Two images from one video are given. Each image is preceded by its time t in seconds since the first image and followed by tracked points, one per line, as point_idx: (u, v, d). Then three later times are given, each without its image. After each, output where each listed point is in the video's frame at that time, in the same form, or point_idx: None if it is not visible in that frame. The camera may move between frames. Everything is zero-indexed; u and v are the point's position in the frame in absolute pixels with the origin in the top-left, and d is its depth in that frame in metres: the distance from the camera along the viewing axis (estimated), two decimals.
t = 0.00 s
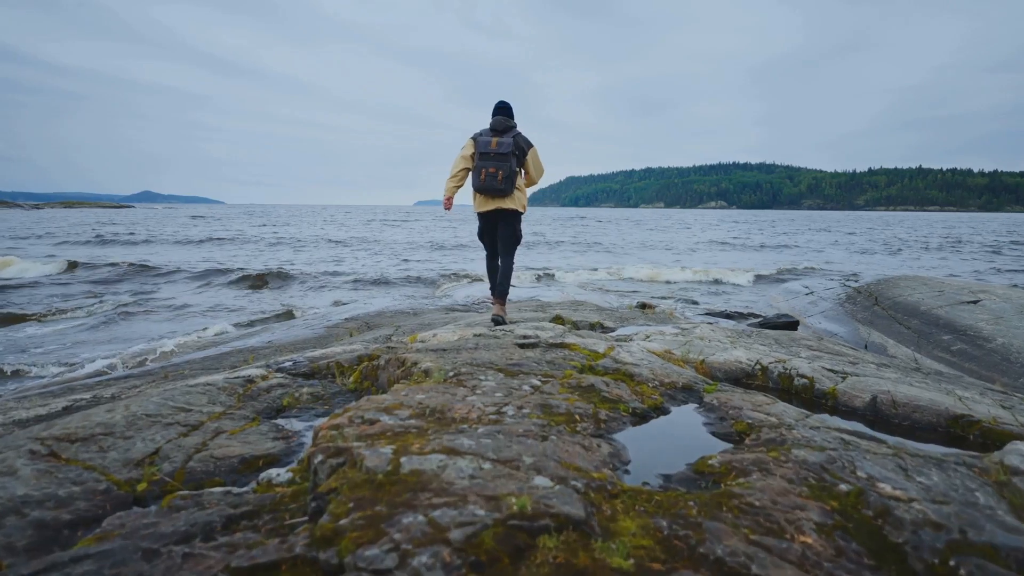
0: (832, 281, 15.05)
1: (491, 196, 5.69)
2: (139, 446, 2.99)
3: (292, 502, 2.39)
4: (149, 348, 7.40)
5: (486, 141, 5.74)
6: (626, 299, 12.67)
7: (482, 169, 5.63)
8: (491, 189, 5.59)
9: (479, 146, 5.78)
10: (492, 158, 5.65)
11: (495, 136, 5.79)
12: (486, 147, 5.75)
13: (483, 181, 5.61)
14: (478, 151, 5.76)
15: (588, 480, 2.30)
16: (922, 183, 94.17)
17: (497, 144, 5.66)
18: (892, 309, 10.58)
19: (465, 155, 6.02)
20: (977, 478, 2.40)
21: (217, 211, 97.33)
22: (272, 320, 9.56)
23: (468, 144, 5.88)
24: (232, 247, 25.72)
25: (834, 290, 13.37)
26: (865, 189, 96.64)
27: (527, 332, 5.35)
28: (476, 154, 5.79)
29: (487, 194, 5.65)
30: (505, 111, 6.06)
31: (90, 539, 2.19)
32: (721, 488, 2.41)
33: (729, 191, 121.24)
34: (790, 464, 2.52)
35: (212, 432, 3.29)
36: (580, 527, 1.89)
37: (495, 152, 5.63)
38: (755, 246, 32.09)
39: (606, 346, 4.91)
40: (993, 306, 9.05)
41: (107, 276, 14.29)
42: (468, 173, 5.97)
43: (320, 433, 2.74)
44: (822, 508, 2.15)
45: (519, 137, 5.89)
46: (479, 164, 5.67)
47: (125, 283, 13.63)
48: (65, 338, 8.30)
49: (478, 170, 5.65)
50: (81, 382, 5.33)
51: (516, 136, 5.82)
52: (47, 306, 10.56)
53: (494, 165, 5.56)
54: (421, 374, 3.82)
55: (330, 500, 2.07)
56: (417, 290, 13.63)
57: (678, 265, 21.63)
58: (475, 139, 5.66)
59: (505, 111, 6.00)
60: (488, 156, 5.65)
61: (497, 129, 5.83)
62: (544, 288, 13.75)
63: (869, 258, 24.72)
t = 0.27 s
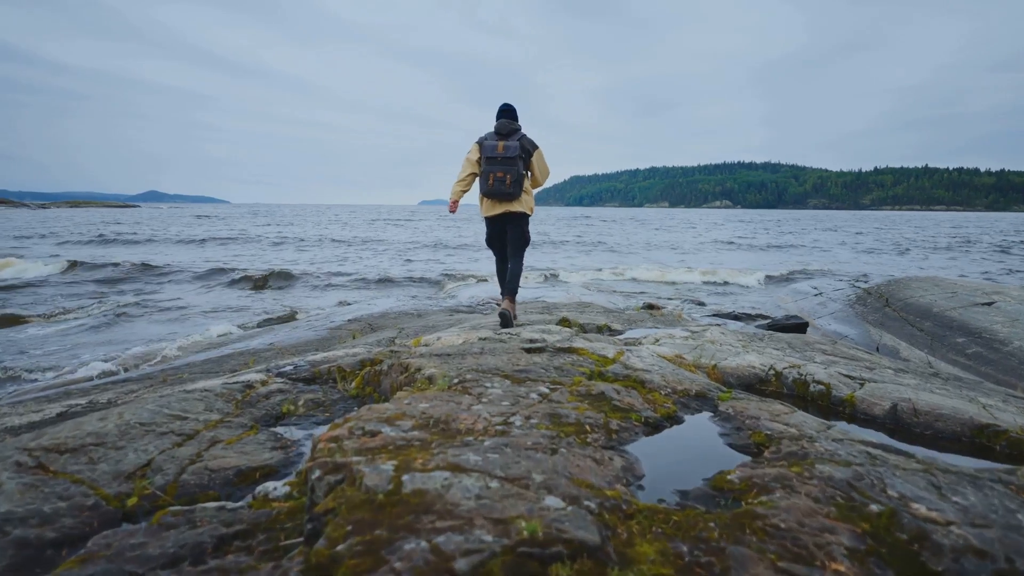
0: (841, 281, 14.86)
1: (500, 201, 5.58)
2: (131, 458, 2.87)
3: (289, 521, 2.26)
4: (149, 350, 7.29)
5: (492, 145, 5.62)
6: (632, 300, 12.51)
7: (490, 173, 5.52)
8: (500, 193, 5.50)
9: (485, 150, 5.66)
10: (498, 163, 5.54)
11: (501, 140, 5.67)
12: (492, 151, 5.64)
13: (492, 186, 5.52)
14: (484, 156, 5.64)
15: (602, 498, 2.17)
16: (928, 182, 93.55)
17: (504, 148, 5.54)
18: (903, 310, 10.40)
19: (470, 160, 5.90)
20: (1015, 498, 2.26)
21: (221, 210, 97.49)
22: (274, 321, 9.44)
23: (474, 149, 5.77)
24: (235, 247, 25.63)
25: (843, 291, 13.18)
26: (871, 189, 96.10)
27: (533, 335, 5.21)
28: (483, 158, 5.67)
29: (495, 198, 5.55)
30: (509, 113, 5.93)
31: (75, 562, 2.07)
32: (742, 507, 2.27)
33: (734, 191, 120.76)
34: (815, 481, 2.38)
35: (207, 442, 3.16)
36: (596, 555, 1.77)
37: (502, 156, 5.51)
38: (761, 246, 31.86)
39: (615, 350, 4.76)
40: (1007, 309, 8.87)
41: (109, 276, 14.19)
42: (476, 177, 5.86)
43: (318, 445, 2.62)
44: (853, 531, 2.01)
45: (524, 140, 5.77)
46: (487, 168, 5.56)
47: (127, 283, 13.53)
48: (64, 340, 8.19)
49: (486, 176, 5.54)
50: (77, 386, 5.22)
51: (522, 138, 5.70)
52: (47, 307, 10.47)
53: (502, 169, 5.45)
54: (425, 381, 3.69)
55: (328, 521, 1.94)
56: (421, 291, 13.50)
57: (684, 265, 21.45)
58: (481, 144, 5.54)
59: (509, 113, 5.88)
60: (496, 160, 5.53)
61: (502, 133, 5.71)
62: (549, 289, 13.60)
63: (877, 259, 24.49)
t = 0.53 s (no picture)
0: (849, 282, 14.67)
1: (507, 208, 5.50)
2: (121, 470, 2.75)
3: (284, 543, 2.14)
4: (148, 353, 7.17)
5: (496, 152, 5.52)
6: (638, 301, 12.35)
7: (495, 182, 5.44)
8: (507, 201, 5.41)
9: (490, 158, 5.56)
10: (502, 171, 5.43)
11: (505, 146, 5.57)
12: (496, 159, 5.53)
13: (498, 193, 5.43)
14: (489, 163, 5.55)
15: (616, 520, 2.03)
16: (935, 182, 92.97)
17: (508, 155, 5.44)
18: (915, 312, 10.22)
19: (476, 169, 5.82)
20: None
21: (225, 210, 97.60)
22: (276, 322, 9.33)
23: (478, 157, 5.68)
24: (238, 247, 25.53)
25: (853, 292, 13.00)
26: (878, 189, 95.54)
27: (540, 339, 5.07)
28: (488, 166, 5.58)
29: (502, 206, 5.47)
30: (512, 117, 5.81)
31: None
32: (764, 529, 2.14)
33: (739, 190, 120.26)
34: (842, 500, 2.24)
35: (201, 452, 3.04)
36: None
37: (506, 164, 5.40)
38: (767, 246, 31.62)
39: (625, 355, 4.62)
40: (1022, 311, 8.69)
41: (111, 276, 14.08)
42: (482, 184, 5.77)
43: (316, 459, 2.49)
44: (886, 559, 1.88)
45: (529, 144, 5.64)
46: (492, 176, 5.47)
47: (129, 284, 13.43)
48: (63, 342, 8.07)
49: (492, 184, 5.47)
50: (72, 391, 5.10)
51: (526, 143, 5.59)
52: (47, 308, 10.36)
53: (507, 177, 5.35)
54: (428, 388, 3.55)
55: (324, 546, 1.82)
56: (425, 292, 13.38)
57: (690, 266, 21.25)
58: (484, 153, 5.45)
59: (512, 117, 5.76)
60: (500, 168, 5.43)
61: (505, 139, 5.60)
62: (555, 289, 13.45)
63: (885, 259, 24.25)
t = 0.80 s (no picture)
0: (858, 284, 14.49)
1: (512, 213, 5.40)
2: (110, 484, 2.62)
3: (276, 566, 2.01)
4: (146, 356, 7.05)
5: (501, 156, 5.41)
6: (645, 303, 12.20)
7: (500, 186, 5.34)
8: (512, 205, 5.31)
9: (495, 163, 5.45)
10: (507, 176, 5.32)
11: (510, 151, 5.45)
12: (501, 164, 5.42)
13: (503, 198, 5.33)
14: (494, 168, 5.44)
15: (632, 545, 1.89)
16: (942, 183, 92.43)
17: (513, 159, 5.32)
18: (927, 315, 10.04)
19: (484, 176, 5.74)
20: None
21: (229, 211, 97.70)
22: (278, 325, 9.21)
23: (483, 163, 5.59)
24: (241, 248, 25.44)
25: (862, 294, 12.81)
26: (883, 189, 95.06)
27: (547, 344, 4.94)
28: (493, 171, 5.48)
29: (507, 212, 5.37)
30: (517, 121, 5.69)
31: None
32: (790, 552, 2.00)
33: (744, 191, 119.85)
34: (872, 521, 2.09)
35: (195, 465, 2.91)
36: None
37: (510, 168, 5.29)
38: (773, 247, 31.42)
39: (635, 361, 4.47)
40: None
41: (112, 278, 14.00)
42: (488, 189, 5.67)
43: (312, 475, 2.37)
44: None
45: (535, 149, 5.52)
46: (497, 181, 5.37)
47: (130, 286, 13.33)
48: (62, 345, 7.96)
49: (497, 189, 5.37)
50: (67, 397, 4.98)
51: (531, 146, 5.47)
52: (47, 310, 10.26)
53: (511, 181, 5.25)
54: (432, 397, 3.42)
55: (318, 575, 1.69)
56: (428, 294, 13.25)
57: (695, 267, 21.07)
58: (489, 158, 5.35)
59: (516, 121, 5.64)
60: (505, 173, 5.32)
61: (510, 143, 5.48)
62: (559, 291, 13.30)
63: (892, 260, 24.00)
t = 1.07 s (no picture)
0: (866, 285, 14.31)
1: (518, 214, 5.26)
2: (96, 499, 2.50)
3: None
4: (145, 359, 6.94)
5: (506, 156, 5.29)
6: (650, 305, 12.04)
7: (505, 186, 5.21)
8: (518, 205, 5.17)
9: (500, 163, 5.32)
10: (512, 176, 5.19)
11: (514, 151, 5.33)
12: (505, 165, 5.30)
13: (509, 198, 5.19)
14: (499, 169, 5.31)
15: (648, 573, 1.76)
16: (948, 183, 91.92)
17: (518, 159, 5.20)
18: (938, 318, 9.86)
19: (489, 177, 5.61)
20: None
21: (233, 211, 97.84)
22: (279, 327, 9.09)
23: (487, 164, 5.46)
24: (244, 249, 25.37)
25: (870, 296, 12.63)
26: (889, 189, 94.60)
27: (552, 349, 4.80)
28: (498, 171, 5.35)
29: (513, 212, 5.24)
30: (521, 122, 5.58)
31: None
32: None
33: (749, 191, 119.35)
34: (904, 546, 1.96)
35: (187, 477, 2.78)
36: None
37: (516, 168, 5.16)
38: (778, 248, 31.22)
39: (644, 366, 4.33)
40: None
41: (114, 279, 13.91)
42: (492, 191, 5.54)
43: (306, 491, 2.24)
44: None
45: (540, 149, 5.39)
46: (502, 181, 5.23)
47: (132, 287, 13.25)
48: (60, 347, 7.86)
49: (502, 189, 5.23)
50: (61, 402, 4.86)
51: (537, 147, 5.34)
52: (47, 311, 10.17)
53: (517, 181, 5.12)
54: (434, 406, 3.29)
55: None
56: (431, 295, 13.13)
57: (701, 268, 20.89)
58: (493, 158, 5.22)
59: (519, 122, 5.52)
60: (511, 172, 5.19)
61: (515, 143, 5.35)
62: (564, 293, 13.16)
63: (899, 261, 23.75)
